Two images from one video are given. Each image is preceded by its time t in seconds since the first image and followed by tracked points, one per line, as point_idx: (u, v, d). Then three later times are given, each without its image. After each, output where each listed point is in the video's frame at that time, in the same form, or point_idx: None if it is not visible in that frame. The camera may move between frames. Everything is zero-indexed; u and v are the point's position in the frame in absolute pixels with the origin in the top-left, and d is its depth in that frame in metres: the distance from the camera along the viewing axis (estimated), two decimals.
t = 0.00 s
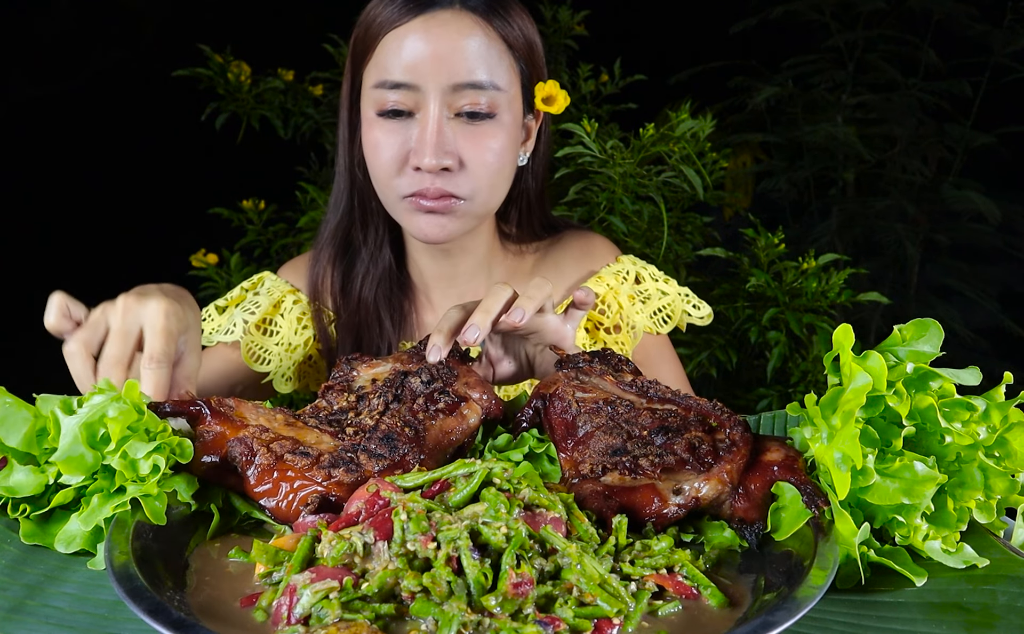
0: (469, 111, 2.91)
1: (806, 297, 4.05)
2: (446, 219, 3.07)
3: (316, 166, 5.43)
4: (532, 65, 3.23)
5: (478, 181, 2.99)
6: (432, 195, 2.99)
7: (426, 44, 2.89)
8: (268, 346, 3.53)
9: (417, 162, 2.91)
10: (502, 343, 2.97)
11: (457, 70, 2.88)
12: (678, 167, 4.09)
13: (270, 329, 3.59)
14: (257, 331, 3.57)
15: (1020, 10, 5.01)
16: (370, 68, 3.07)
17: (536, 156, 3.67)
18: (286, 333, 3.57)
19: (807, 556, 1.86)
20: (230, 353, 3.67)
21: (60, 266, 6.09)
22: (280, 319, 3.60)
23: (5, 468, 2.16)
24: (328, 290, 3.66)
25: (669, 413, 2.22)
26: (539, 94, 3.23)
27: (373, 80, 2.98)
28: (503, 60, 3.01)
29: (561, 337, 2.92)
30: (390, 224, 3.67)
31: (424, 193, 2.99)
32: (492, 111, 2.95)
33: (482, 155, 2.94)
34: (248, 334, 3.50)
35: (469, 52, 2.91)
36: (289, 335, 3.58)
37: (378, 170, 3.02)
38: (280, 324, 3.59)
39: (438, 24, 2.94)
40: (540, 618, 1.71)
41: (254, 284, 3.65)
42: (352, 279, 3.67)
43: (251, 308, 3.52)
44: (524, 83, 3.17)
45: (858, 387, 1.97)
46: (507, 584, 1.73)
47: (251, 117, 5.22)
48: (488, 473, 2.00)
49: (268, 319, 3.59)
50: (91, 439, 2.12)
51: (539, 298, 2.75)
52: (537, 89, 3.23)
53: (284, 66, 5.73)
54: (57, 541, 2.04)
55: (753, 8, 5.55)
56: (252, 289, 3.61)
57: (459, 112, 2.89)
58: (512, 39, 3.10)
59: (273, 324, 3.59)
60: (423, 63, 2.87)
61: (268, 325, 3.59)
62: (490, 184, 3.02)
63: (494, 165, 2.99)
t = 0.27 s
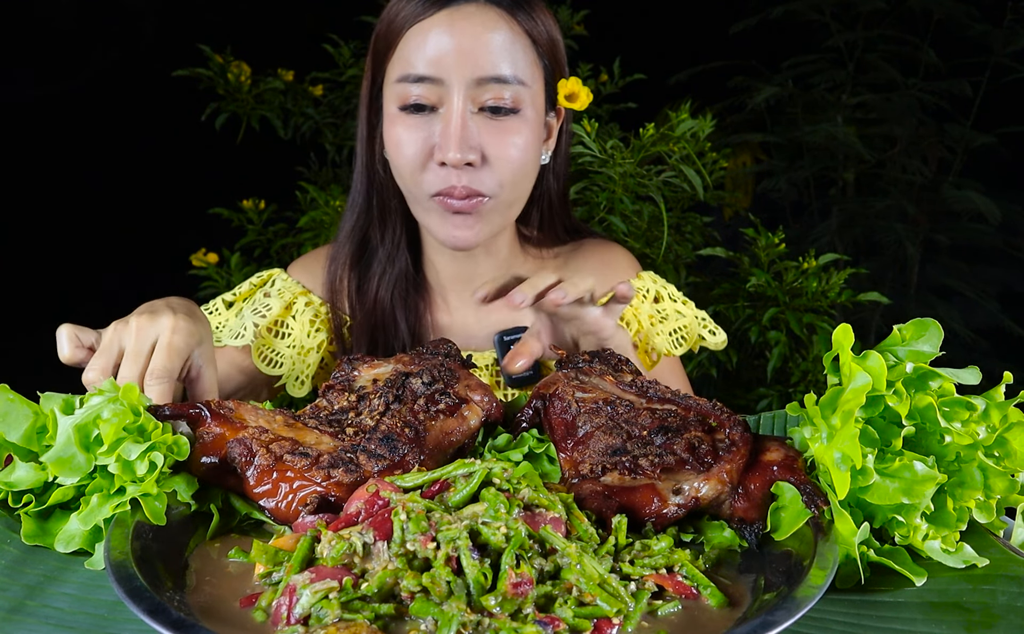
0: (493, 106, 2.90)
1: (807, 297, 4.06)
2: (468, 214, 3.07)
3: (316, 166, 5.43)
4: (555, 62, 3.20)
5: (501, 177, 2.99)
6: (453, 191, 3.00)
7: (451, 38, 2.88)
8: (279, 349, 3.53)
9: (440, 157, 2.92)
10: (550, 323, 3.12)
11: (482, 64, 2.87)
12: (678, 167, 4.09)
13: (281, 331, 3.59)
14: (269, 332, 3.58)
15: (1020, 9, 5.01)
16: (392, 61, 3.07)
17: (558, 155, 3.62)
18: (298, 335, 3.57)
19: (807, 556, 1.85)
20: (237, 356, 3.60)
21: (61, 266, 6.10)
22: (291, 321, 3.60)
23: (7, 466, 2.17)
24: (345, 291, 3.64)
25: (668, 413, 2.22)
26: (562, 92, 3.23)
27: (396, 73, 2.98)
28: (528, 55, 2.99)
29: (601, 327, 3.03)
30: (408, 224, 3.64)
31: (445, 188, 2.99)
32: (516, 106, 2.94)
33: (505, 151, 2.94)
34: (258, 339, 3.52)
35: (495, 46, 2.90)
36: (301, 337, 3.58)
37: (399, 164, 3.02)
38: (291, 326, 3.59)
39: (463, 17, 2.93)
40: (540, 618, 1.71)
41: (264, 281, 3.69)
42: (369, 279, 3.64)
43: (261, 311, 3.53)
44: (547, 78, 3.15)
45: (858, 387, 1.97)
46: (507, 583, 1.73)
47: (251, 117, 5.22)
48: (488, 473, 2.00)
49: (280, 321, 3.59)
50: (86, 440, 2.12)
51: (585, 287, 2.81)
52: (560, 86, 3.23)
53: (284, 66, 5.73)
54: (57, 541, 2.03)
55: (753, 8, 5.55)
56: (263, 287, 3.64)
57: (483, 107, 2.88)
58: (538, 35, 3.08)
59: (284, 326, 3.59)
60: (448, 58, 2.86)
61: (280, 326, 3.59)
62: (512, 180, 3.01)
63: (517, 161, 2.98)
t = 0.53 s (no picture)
0: (513, 102, 2.88)
1: (807, 297, 4.05)
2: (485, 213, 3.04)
3: (317, 166, 5.43)
4: (579, 61, 3.19)
5: (519, 176, 2.96)
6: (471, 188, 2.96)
7: (473, 34, 2.87)
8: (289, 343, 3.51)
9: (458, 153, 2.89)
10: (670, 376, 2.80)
11: (504, 60, 2.86)
12: (678, 166, 4.09)
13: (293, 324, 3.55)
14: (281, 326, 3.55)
15: (1020, 9, 5.01)
16: (412, 57, 3.05)
17: (583, 160, 3.55)
18: (311, 331, 3.55)
19: (807, 556, 1.85)
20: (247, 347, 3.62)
21: (60, 266, 6.09)
22: (304, 316, 3.56)
23: (7, 467, 2.18)
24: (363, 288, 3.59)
25: (668, 413, 2.23)
26: (584, 93, 3.21)
27: (415, 69, 2.97)
28: (550, 53, 2.98)
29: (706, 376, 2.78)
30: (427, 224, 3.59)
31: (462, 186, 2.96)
32: (536, 104, 2.92)
33: (525, 148, 2.92)
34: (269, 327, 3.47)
35: (516, 41, 2.89)
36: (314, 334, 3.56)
37: (416, 161, 2.99)
38: (304, 321, 3.55)
39: (485, 13, 2.93)
40: (540, 618, 1.71)
41: (276, 271, 3.65)
42: (387, 278, 3.59)
43: (275, 304, 3.52)
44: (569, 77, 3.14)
45: (858, 387, 1.97)
46: (507, 584, 1.73)
47: (251, 117, 5.22)
48: (488, 473, 2.00)
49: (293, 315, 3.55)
50: (86, 442, 2.14)
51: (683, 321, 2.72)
52: (583, 86, 3.21)
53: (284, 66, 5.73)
54: (57, 541, 2.03)
55: (752, 8, 5.55)
56: (275, 279, 3.60)
57: (503, 103, 2.87)
58: (561, 33, 3.08)
59: (297, 321, 3.55)
60: (469, 53, 2.85)
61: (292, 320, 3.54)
62: (531, 179, 2.99)
63: (537, 159, 2.96)
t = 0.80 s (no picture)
0: (526, 93, 2.85)
1: (807, 297, 4.05)
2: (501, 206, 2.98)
3: (316, 166, 5.43)
4: (592, 54, 3.17)
5: (535, 167, 2.92)
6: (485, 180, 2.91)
7: (484, 24, 2.84)
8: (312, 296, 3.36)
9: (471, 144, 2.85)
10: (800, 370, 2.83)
11: (516, 50, 2.83)
12: (678, 166, 4.09)
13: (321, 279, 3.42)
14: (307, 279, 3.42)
15: (1020, 9, 5.01)
16: (425, 52, 3.04)
17: (602, 147, 3.56)
18: (338, 291, 3.40)
19: (808, 557, 1.85)
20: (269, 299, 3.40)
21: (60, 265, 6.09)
22: (335, 272, 3.45)
23: (7, 467, 2.18)
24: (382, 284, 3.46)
25: (668, 413, 2.23)
26: (599, 86, 3.17)
27: (428, 62, 2.95)
28: (562, 44, 2.95)
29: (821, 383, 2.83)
30: (444, 219, 3.54)
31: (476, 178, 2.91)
32: (548, 94, 2.89)
33: (539, 139, 2.88)
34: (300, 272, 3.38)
35: (527, 31, 2.86)
36: (340, 294, 3.41)
37: (429, 155, 2.97)
38: (333, 278, 3.43)
39: (496, 3, 2.90)
40: (540, 619, 1.71)
41: (311, 225, 3.62)
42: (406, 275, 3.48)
43: (313, 246, 3.46)
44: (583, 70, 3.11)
45: (858, 387, 1.97)
46: (507, 584, 1.73)
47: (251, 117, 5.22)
48: (488, 473, 2.00)
49: (323, 268, 3.44)
50: (85, 443, 2.16)
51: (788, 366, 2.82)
52: (596, 78, 3.18)
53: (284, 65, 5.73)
54: (57, 541, 2.03)
55: (753, 8, 5.55)
56: (310, 230, 3.57)
57: (515, 93, 2.84)
58: (575, 26, 3.06)
59: (326, 274, 3.43)
60: (480, 44, 2.82)
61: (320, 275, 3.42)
62: (546, 170, 2.94)
63: (551, 150, 2.92)
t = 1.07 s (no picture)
0: (543, 94, 2.83)
1: (807, 297, 4.05)
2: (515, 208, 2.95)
3: (316, 166, 5.43)
4: (610, 55, 3.16)
5: (549, 170, 2.89)
6: (500, 182, 2.88)
7: (503, 23, 2.82)
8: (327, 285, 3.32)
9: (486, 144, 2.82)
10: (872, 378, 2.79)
11: (535, 50, 2.81)
12: (678, 166, 4.09)
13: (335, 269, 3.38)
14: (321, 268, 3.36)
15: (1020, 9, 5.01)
16: (440, 50, 3.01)
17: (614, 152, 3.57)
18: (353, 284, 3.37)
19: (807, 557, 1.86)
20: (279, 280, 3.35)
21: (60, 266, 6.09)
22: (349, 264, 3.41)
23: (6, 468, 2.18)
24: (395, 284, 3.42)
25: (668, 413, 2.23)
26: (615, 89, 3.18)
27: (444, 60, 2.92)
28: (581, 45, 2.94)
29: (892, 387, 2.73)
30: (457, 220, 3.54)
31: (490, 181, 2.88)
32: (566, 96, 2.87)
33: (555, 142, 2.86)
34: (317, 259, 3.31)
35: (547, 32, 2.84)
36: (354, 287, 3.38)
37: (442, 154, 2.94)
38: (348, 269, 3.39)
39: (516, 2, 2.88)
40: (539, 619, 1.71)
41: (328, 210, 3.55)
42: (418, 277, 3.45)
43: (331, 234, 3.40)
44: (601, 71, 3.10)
45: (858, 387, 1.97)
46: (506, 584, 1.73)
47: (251, 117, 5.23)
48: (487, 474, 2.01)
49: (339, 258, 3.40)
50: (85, 444, 2.15)
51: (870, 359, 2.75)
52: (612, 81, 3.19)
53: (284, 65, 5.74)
54: (57, 542, 2.04)
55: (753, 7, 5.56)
56: (327, 216, 3.49)
57: (533, 94, 2.82)
58: (593, 26, 3.04)
59: (340, 265, 3.39)
60: (499, 44, 2.79)
61: (335, 265, 3.38)
62: (560, 174, 2.92)
63: (566, 154, 2.90)
